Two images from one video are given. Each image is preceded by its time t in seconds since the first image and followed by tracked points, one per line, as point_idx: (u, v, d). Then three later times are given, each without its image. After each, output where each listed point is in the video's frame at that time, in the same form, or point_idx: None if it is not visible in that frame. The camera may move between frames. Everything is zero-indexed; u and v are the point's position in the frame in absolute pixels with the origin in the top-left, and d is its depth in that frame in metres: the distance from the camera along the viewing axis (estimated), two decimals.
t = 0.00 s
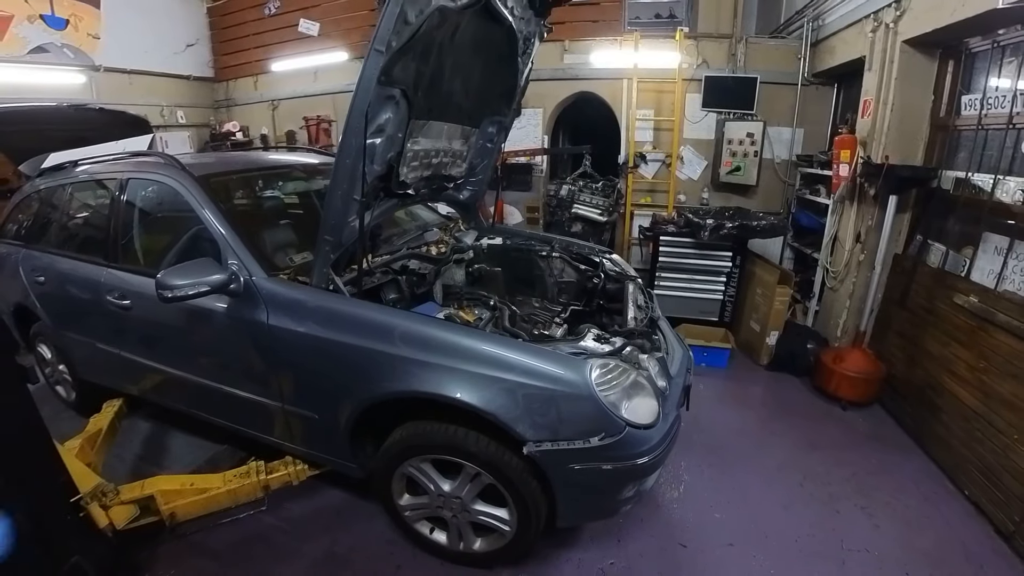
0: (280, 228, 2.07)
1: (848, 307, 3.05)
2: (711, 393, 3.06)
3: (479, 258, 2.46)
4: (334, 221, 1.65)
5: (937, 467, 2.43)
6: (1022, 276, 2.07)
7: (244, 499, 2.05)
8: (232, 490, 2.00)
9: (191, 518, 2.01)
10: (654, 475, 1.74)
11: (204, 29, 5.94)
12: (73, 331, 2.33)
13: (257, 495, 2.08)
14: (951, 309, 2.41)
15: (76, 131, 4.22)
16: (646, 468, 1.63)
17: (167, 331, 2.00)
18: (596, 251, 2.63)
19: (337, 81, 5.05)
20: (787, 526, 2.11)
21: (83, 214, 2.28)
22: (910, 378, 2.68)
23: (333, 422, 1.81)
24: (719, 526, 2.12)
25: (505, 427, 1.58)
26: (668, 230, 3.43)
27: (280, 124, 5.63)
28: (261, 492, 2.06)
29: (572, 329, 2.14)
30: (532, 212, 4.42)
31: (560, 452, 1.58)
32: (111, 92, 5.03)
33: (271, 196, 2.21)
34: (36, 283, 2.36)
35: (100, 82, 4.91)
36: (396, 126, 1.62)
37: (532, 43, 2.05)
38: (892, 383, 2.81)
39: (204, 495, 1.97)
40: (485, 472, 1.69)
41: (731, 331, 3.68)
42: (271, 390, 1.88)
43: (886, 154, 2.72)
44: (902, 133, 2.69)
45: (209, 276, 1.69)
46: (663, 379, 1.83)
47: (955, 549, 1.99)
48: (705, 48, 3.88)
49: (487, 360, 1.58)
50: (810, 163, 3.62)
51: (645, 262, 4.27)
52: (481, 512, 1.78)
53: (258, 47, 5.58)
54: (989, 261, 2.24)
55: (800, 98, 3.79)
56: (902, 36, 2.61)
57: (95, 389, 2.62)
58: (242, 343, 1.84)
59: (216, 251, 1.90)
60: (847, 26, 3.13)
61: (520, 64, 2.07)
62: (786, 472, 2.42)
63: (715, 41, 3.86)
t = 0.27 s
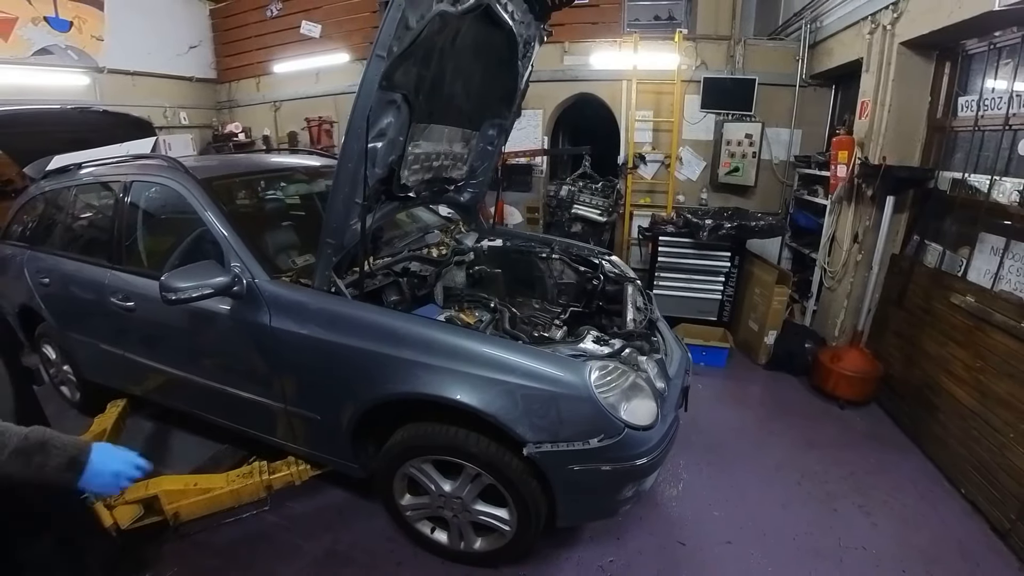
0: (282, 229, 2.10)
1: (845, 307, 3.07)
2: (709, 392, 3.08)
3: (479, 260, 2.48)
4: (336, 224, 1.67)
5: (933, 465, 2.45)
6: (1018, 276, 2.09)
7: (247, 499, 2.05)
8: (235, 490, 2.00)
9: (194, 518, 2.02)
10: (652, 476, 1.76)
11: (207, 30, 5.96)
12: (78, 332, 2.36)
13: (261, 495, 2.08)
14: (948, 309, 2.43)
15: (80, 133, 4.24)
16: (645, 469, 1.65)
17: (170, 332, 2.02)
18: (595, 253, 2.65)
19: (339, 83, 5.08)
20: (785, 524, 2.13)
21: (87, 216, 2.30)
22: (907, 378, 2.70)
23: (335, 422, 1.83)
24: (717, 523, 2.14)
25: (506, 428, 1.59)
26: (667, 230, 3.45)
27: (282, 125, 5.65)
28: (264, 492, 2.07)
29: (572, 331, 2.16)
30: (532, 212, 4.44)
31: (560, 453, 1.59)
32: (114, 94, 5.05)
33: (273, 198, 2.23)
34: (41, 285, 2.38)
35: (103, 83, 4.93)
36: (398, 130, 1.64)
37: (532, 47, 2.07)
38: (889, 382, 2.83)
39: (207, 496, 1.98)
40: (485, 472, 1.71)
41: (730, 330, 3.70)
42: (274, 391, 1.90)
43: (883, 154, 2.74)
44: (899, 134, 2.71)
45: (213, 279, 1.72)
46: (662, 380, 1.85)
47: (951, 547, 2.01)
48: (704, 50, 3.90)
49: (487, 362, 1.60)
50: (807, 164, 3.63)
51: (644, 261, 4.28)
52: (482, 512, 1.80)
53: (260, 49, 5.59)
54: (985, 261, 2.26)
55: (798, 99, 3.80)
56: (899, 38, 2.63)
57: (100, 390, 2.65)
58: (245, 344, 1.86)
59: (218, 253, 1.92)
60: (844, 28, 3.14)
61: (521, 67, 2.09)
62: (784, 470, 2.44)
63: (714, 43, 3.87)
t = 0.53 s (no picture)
0: (285, 231, 2.12)
1: (843, 307, 3.10)
2: (708, 391, 3.10)
3: (479, 262, 2.50)
4: (338, 227, 1.69)
5: (930, 464, 2.47)
6: (1014, 276, 2.11)
7: (251, 499, 2.08)
8: (239, 490, 2.03)
9: (207, 514, 2.06)
10: (651, 476, 1.79)
11: (210, 32, 5.98)
12: (82, 332, 2.38)
13: (263, 495, 2.11)
14: (944, 309, 2.44)
15: (83, 134, 4.27)
16: (644, 470, 1.67)
17: (173, 333, 2.04)
18: (595, 254, 2.67)
19: (340, 84, 5.10)
20: (783, 522, 2.15)
21: (92, 218, 2.32)
22: (904, 377, 2.72)
23: (337, 423, 1.85)
24: (716, 521, 2.16)
25: (506, 430, 1.61)
26: (666, 230, 3.47)
27: (284, 126, 5.67)
28: (267, 492, 2.10)
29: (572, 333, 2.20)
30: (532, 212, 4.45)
31: (560, 455, 1.61)
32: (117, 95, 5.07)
33: (274, 199, 2.25)
34: (45, 286, 2.41)
35: (106, 85, 4.95)
36: (399, 134, 1.66)
37: (532, 50, 2.09)
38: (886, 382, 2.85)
39: (210, 495, 2.01)
40: (486, 473, 1.73)
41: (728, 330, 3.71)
42: (276, 392, 1.92)
43: (881, 155, 2.76)
44: (897, 135, 2.72)
45: (216, 281, 1.73)
46: (660, 382, 1.87)
47: (947, 544, 2.03)
48: (702, 51, 3.91)
49: (487, 364, 1.62)
50: (806, 164, 3.65)
51: (643, 261, 4.30)
52: (482, 512, 1.82)
53: (262, 50, 5.61)
54: (982, 261, 2.28)
55: (797, 100, 3.82)
56: (896, 40, 2.64)
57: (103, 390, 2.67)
58: (247, 345, 1.88)
59: (221, 255, 1.94)
60: (842, 30, 3.16)
61: (521, 70, 2.11)
62: (782, 469, 2.46)
63: (712, 44, 3.89)
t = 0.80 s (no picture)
0: (287, 232, 2.15)
1: (841, 306, 3.12)
2: (707, 391, 3.11)
3: (480, 264, 2.52)
4: (341, 231, 1.71)
5: (927, 462, 2.48)
6: (1010, 276, 2.13)
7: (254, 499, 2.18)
8: (243, 489, 2.14)
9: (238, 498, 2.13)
10: (650, 478, 1.81)
11: (213, 34, 6.00)
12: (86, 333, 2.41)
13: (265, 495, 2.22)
14: (942, 309, 2.46)
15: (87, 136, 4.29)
16: (642, 472, 1.69)
17: (175, 333, 2.06)
18: (594, 256, 2.69)
19: (341, 85, 5.13)
20: (781, 520, 2.17)
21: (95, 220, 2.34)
22: (901, 376, 2.74)
23: (339, 425, 1.87)
24: (714, 520, 2.18)
25: (506, 432, 1.63)
26: (665, 231, 3.49)
27: (286, 127, 5.69)
28: (270, 492, 2.20)
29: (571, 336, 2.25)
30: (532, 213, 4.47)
31: (559, 457, 1.63)
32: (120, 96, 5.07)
33: (276, 201, 2.27)
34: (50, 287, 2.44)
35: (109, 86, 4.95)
36: (400, 138, 1.68)
37: (533, 54, 2.11)
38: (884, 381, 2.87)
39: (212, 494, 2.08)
40: (486, 474, 1.75)
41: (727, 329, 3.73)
42: (278, 393, 1.93)
43: (878, 156, 2.78)
44: (894, 137, 2.74)
45: (220, 285, 1.74)
46: (659, 385, 1.89)
47: (944, 541, 2.05)
48: (701, 53, 3.93)
49: (487, 368, 1.64)
50: (804, 165, 3.67)
51: (642, 261, 4.32)
52: (483, 513, 1.84)
53: (265, 52, 5.63)
54: (978, 261, 2.30)
55: (795, 102, 3.84)
56: (893, 42, 2.66)
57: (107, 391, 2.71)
58: (249, 346, 1.90)
59: (223, 258, 1.95)
60: (840, 32, 3.18)
61: (522, 74, 2.12)
62: (780, 467, 2.48)
63: (711, 46, 3.91)
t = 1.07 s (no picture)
0: (288, 233, 2.17)
1: (838, 306, 3.15)
2: (706, 390, 3.13)
3: (480, 265, 2.53)
4: (342, 235, 1.72)
5: (924, 461, 2.50)
6: (1007, 276, 2.15)
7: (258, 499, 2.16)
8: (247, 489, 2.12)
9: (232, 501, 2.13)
10: (648, 479, 1.83)
11: (216, 36, 6.01)
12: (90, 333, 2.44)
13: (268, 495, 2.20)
14: (939, 309, 2.48)
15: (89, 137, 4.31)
16: (641, 473, 1.71)
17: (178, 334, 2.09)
18: (594, 258, 2.70)
19: (342, 87, 5.16)
20: (779, 518, 2.19)
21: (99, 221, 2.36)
22: (898, 376, 2.76)
23: (340, 426, 1.88)
24: (712, 518, 2.20)
25: (507, 434, 1.65)
26: (664, 231, 3.50)
27: (288, 128, 5.71)
28: (273, 492, 2.18)
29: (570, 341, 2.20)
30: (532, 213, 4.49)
31: (559, 459, 1.65)
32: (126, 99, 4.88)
33: (278, 202, 2.29)
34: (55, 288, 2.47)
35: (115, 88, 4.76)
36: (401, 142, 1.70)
37: (533, 57, 2.13)
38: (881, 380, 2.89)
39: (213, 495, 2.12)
40: (487, 475, 1.77)
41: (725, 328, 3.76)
42: (280, 394, 1.95)
43: (876, 157, 2.80)
44: (891, 138, 2.76)
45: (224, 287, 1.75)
46: (658, 388, 1.90)
47: (940, 539, 2.07)
48: (700, 54, 3.95)
49: (486, 371, 1.66)
50: (802, 166, 3.69)
51: (641, 261, 4.34)
52: (484, 513, 1.86)
53: (266, 54, 5.66)
54: (975, 261, 2.31)
55: (793, 103, 3.86)
56: (891, 43, 2.68)
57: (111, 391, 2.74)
58: (251, 347, 1.92)
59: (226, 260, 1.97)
60: (837, 33, 3.20)
61: (522, 77, 2.14)
62: (777, 465, 2.50)
63: (710, 47, 3.93)
